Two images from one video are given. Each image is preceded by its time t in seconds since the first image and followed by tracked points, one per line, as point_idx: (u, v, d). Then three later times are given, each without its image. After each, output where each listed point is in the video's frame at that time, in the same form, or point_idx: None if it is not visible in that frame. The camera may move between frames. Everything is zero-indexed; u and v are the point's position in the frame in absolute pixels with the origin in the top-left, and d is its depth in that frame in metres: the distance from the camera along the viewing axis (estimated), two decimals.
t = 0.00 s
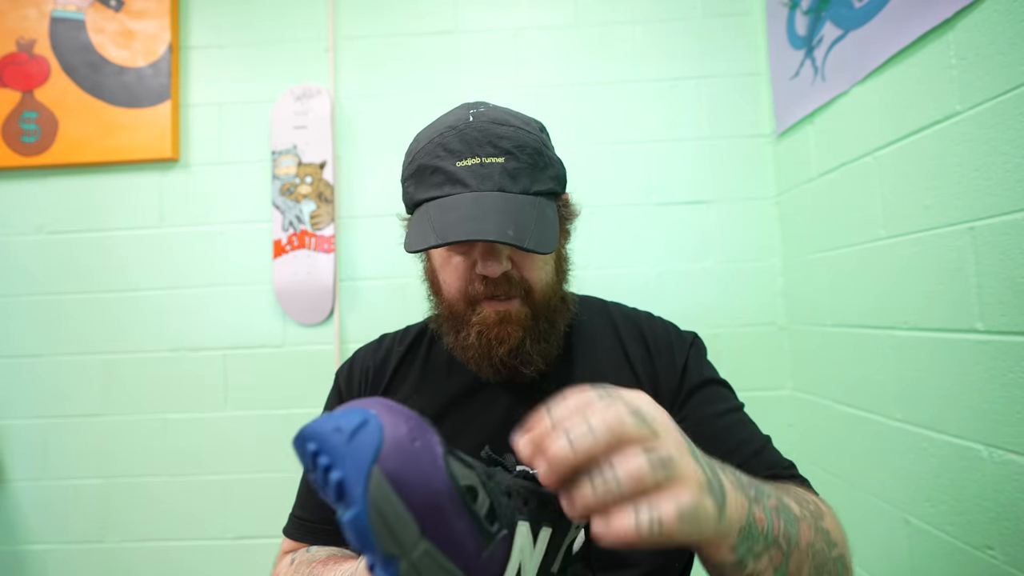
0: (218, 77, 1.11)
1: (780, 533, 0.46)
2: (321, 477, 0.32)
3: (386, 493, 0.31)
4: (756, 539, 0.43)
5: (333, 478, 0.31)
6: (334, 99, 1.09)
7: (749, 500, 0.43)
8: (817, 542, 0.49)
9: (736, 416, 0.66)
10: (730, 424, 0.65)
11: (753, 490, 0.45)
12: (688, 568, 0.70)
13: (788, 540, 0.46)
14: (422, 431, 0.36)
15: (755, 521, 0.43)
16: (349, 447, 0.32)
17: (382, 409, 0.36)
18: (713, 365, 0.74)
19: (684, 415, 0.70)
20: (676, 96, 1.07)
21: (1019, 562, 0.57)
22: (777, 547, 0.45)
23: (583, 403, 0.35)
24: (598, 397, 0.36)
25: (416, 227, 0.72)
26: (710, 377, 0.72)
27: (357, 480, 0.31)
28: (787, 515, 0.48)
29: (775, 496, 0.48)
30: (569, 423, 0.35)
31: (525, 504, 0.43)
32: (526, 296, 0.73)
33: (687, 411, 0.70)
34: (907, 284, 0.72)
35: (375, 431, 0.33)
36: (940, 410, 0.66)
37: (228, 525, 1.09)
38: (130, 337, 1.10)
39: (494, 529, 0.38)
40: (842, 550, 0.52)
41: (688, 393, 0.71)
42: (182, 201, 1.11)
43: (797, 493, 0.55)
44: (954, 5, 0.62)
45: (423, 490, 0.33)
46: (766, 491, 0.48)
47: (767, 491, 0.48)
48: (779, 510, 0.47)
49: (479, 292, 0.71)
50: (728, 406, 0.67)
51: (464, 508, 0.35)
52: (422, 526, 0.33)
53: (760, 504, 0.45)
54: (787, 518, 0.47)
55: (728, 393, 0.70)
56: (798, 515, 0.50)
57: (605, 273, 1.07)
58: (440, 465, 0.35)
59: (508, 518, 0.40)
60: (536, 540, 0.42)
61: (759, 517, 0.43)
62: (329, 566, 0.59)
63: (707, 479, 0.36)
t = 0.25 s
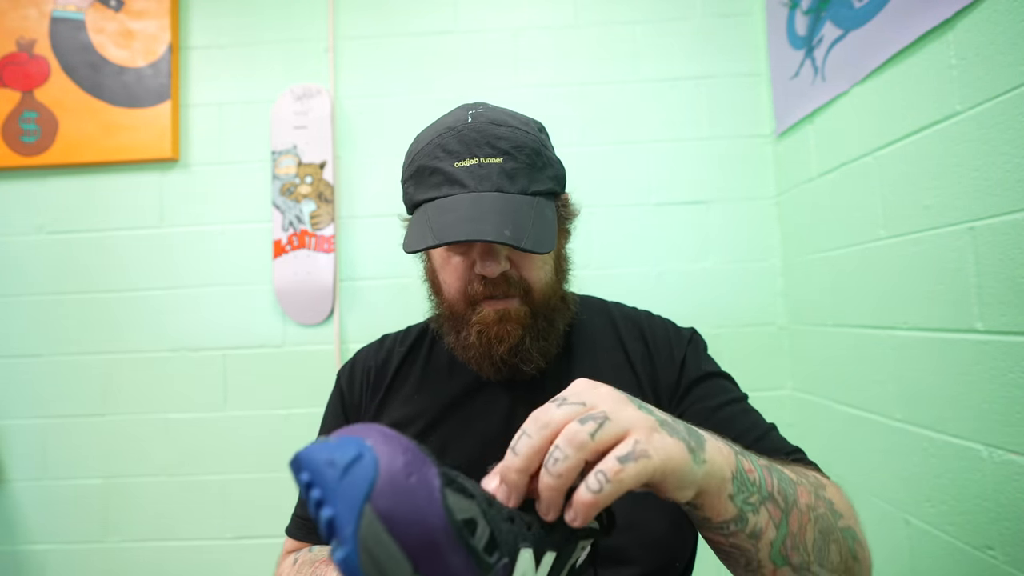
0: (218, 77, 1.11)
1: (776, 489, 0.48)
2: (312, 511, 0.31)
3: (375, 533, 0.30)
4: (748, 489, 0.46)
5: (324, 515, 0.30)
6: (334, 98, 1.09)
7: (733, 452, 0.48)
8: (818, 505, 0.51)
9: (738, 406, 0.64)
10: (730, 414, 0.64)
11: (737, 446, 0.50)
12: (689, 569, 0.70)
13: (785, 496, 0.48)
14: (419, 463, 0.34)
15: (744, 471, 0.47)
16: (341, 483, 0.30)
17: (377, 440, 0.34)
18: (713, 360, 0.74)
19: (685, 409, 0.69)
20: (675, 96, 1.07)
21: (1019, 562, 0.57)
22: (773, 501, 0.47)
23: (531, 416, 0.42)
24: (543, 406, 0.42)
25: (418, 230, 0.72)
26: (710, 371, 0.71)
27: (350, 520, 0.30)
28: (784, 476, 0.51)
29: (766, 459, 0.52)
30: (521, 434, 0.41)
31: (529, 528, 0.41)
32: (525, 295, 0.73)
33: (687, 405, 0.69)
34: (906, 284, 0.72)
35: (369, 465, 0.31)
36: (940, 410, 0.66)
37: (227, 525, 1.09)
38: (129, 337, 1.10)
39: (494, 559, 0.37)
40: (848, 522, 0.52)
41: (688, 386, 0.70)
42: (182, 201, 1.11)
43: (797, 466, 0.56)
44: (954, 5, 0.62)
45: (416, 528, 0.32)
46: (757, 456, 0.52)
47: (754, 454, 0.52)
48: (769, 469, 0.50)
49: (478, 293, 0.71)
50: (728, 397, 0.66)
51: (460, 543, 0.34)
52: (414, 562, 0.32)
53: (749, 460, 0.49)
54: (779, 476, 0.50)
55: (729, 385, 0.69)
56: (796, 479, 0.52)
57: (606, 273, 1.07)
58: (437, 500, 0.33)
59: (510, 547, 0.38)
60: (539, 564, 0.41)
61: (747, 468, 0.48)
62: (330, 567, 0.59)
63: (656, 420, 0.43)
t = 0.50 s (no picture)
0: (218, 77, 1.11)
1: (766, 486, 0.45)
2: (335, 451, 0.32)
3: (395, 462, 0.31)
4: (734, 503, 0.43)
5: (348, 449, 0.31)
6: (334, 98, 1.09)
7: (717, 468, 0.43)
8: (806, 480, 0.48)
9: (706, 375, 0.64)
10: (698, 386, 0.63)
11: (725, 452, 0.45)
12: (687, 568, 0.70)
13: (774, 492, 0.45)
14: (432, 415, 0.36)
15: (728, 487, 0.43)
16: (363, 423, 0.32)
17: (394, 392, 0.35)
18: (681, 334, 0.73)
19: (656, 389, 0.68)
20: (675, 96, 1.07)
21: (1019, 562, 0.57)
22: (762, 502, 0.44)
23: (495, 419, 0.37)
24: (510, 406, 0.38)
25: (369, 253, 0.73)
26: (676, 345, 0.70)
27: (371, 451, 0.31)
28: (769, 461, 0.47)
29: (754, 448, 0.47)
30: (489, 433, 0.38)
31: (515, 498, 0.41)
32: (480, 297, 0.73)
33: (656, 384, 0.69)
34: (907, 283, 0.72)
35: (388, 408, 0.33)
36: (941, 410, 0.66)
37: (228, 525, 1.09)
38: (129, 337, 1.10)
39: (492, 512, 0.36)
40: (832, 482, 0.51)
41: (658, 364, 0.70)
42: (182, 201, 1.11)
43: (776, 435, 0.53)
44: (954, 5, 0.62)
45: (430, 465, 0.33)
46: (742, 446, 0.47)
47: (742, 446, 0.47)
48: (758, 463, 0.46)
49: (434, 305, 0.72)
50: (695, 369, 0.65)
51: (466, 490, 0.34)
52: (427, 502, 0.32)
53: (733, 465, 0.44)
54: (767, 468, 0.46)
55: (699, 355, 0.68)
56: (782, 458, 0.48)
57: (606, 273, 1.07)
58: (447, 448, 0.34)
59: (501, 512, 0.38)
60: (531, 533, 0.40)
61: (734, 480, 0.43)
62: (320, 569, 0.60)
63: (632, 463, 0.37)
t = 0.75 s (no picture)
0: (217, 77, 1.11)
1: (757, 470, 0.44)
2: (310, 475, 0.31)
3: (371, 493, 0.29)
4: (719, 484, 0.42)
5: (323, 476, 0.30)
6: (334, 98, 1.09)
7: (707, 448, 0.42)
8: (801, 467, 0.47)
9: (705, 367, 0.62)
10: (693, 381, 0.62)
11: (720, 434, 0.44)
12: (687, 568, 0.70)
13: (765, 476, 0.44)
14: (414, 434, 0.33)
15: (717, 468, 0.42)
16: (339, 447, 0.30)
17: (375, 409, 0.33)
18: (678, 329, 0.72)
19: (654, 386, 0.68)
20: (676, 96, 1.07)
21: (1019, 562, 0.57)
22: (751, 486, 0.43)
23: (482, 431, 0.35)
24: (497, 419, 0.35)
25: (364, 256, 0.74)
26: (673, 340, 0.69)
27: (345, 480, 0.29)
28: (766, 447, 0.46)
29: (751, 432, 0.46)
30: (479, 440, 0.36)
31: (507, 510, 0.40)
32: (472, 296, 0.73)
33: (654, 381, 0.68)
34: (907, 284, 0.72)
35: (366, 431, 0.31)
36: (941, 410, 0.66)
37: (228, 525, 1.09)
38: (129, 337, 1.10)
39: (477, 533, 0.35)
40: (831, 469, 0.50)
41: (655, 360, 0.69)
42: (182, 201, 1.11)
43: (779, 421, 0.53)
44: (954, 5, 0.62)
45: (410, 493, 0.31)
46: (741, 429, 0.46)
47: (742, 429, 0.46)
48: (754, 447, 0.45)
49: (426, 303, 0.72)
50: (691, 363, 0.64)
51: (447, 514, 0.32)
52: (406, 532, 0.30)
53: (726, 447, 0.43)
54: (763, 453, 0.45)
55: (697, 349, 0.67)
56: (779, 444, 0.48)
57: (606, 273, 1.07)
58: (429, 469, 0.32)
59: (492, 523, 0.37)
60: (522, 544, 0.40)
61: (723, 462, 0.42)
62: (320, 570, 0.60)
63: (624, 457, 0.36)
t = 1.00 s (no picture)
0: (217, 77, 1.11)
1: (766, 430, 0.44)
2: (345, 494, 0.30)
3: (410, 512, 0.30)
4: (732, 439, 0.42)
5: (360, 496, 0.29)
6: (334, 98, 1.09)
7: (717, 401, 0.43)
8: (809, 437, 0.47)
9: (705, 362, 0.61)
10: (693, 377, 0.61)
11: (728, 391, 0.45)
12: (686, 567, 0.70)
13: (775, 437, 0.44)
14: (445, 449, 0.34)
15: (728, 422, 0.43)
16: (375, 466, 0.30)
17: (409, 426, 0.33)
18: (676, 325, 0.71)
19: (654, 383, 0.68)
20: (675, 96, 1.07)
21: (1019, 562, 0.57)
22: (762, 444, 0.43)
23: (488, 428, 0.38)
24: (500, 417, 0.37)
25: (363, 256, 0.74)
26: (672, 336, 0.68)
27: (384, 500, 0.29)
28: (774, 411, 0.46)
29: (759, 396, 0.47)
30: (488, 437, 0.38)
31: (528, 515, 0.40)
32: (472, 295, 0.73)
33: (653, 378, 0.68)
34: (907, 283, 0.72)
35: (401, 449, 0.31)
36: (941, 410, 0.66)
37: (228, 525, 1.09)
38: (129, 337, 1.10)
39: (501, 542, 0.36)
40: (837, 448, 0.49)
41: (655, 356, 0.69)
42: (182, 201, 1.11)
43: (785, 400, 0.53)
44: (954, 5, 0.62)
45: (445, 509, 0.31)
46: (747, 392, 0.47)
47: (748, 393, 0.47)
48: (761, 408, 0.46)
49: (428, 302, 0.72)
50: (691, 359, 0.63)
51: (479, 528, 0.33)
52: (441, 546, 0.31)
53: (735, 403, 0.44)
54: (771, 415, 0.46)
55: (696, 344, 0.66)
56: (787, 412, 0.48)
57: (606, 273, 1.07)
58: (462, 484, 0.33)
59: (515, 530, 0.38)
60: (538, 550, 0.41)
61: (734, 416, 0.43)
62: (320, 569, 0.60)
63: (636, 427, 0.37)
